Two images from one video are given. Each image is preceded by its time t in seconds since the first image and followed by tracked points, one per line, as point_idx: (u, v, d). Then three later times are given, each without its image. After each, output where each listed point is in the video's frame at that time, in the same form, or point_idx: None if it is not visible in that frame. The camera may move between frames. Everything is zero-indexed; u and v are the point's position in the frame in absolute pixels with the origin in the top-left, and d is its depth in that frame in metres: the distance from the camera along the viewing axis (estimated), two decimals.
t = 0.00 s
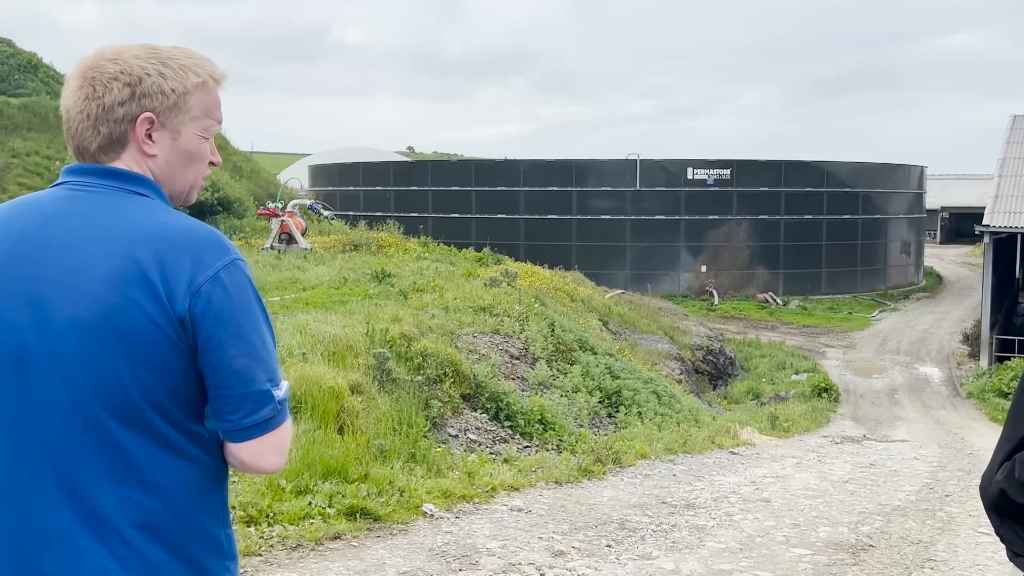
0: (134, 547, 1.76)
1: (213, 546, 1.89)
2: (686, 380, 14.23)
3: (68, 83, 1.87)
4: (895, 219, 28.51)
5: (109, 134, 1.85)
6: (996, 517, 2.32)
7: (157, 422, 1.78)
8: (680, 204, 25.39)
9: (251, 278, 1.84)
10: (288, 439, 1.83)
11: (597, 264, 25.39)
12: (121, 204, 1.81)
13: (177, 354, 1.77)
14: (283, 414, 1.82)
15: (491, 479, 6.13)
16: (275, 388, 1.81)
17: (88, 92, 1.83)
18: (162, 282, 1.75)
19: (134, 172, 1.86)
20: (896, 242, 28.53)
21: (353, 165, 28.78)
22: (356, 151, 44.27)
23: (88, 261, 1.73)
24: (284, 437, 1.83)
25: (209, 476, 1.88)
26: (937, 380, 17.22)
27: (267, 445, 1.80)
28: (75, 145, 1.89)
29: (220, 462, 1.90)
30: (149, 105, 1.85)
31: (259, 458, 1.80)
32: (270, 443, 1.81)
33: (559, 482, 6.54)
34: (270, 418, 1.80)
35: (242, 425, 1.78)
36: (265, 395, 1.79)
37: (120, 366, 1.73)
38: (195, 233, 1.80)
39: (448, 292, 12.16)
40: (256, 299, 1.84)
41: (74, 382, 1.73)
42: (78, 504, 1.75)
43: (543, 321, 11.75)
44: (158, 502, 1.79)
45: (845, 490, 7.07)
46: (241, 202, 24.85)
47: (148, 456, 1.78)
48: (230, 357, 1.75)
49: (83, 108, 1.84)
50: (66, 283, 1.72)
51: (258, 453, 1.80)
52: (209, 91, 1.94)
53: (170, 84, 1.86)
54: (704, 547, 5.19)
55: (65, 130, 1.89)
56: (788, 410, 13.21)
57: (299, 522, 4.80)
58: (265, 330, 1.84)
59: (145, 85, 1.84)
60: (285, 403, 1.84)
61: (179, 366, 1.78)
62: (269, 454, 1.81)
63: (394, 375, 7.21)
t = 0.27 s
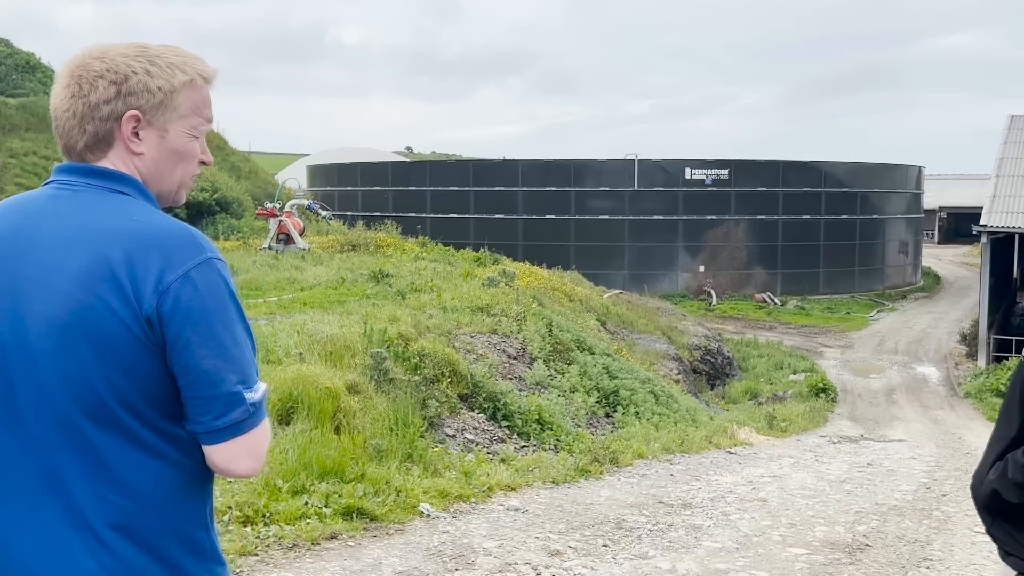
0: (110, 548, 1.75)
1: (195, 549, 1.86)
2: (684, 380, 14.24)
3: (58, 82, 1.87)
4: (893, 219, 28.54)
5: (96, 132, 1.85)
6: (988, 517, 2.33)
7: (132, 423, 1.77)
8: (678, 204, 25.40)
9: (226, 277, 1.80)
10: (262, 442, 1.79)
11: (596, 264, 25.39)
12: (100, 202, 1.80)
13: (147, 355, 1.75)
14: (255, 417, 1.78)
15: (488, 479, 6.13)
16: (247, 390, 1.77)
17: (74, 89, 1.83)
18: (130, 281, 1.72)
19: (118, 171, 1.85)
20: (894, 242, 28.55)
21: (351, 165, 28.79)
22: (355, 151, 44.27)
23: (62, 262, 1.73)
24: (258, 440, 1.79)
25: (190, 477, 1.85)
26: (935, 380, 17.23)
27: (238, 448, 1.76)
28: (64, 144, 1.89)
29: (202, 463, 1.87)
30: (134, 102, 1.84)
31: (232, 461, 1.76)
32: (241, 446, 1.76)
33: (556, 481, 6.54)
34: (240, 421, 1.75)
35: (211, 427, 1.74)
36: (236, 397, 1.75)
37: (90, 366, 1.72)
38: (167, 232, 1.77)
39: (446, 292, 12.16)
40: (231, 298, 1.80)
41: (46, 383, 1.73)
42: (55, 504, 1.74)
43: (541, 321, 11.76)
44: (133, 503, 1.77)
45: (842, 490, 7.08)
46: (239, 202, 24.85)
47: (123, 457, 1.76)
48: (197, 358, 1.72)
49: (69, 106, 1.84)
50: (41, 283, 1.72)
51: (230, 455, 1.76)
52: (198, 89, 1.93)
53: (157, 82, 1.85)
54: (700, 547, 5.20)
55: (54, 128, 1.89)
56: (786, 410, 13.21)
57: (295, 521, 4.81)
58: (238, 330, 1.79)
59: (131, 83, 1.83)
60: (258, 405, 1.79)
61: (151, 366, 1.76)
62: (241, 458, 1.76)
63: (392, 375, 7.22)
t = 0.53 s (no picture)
0: (92, 547, 1.75)
1: (178, 550, 1.86)
2: (678, 380, 14.25)
3: (41, 83, 1.87)
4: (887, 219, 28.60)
5: (77, 130, 1.84)
6: (976, 515, 2.34)
7: (112, 423, 1.77)
8: (673, 204, 25.42)
9: (205, 276, 1.80)
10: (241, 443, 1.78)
11: (590, 264, 25.42)
12: (80, 201, 1.80)
13: (126, 355, 1.75)
14: (235, 416, 1.77)
15: (482, 479, 6.14)
16: (226, 389, 1.76)
17: (55, 88, 1.83)
18: (107, 280, 1.72)
19: (99, 169, 1.85)
20: (888, 242, 28.62)
21: (346, 165, 28.76)
22: (349, 151, 44.23)
23: (43, 262, 1.74)
24: (238, 440, 1.78)
25: (173, 477, 1.85)
26: (928, 379, 17.27)
27: (217, 448, 1.76)
28: (47, 143, 1.89)
29: (184, 463, 1.86)
30: (114, 99, 1.83)
31: (211, 461, 1.76)
32: (220, 446, 1.76)
33: (550, 481, 6.55)
34: (218, 421, 1.75)
35: (189, 427, 1.74)
36: (214, 396, 1.75)
37: (69, 366, 1.73)
38: (145, 230, 1.77)
39: (440, 292, 12.15)
40: (210, 296, 1.80)
41: (27, 383, 1.74)
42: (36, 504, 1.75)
43: (535, 321, 11.77)
44: (114, 502, 1.77)
45: (835, 489, 7.10)
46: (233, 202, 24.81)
47: (104, 457, 1.77)
48: (174, 358, 1.72)
49: (50, 105, 1.84)
50: (23, 284, 1.73)
51: (209, 455, 1.76)
52: (181, 86, 1.92)
53: (137, 79, 1.84)
54: (693, 546, 5.21)
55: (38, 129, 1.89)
56: (780, 410, 13.22)
57: (289, 521, 4.81)
58: (218, 329, 1.79)
59: (110, 80, 1.83)
60: (238, 404, 1.79)
61: (130, 366, 1.76)
62: (220, 458, 1.76)
63: (386, 376, 7.21)
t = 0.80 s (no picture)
0: (75, 547, 1.74)
1: (163, 550, 1.85)
2: (669, 380, 14.27)
3: (23, 81, 1.86)
4: (877, 219, 28.71)
5: (60, 128, 1.84)
6: (961, 512, 2.35)
7: (96, 421, 1.76)
8: (664, 204, 25.46)
9: (189, 275, 1.80)
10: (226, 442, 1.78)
11: (582, 264, 25.44)
12: (64, 199, 1.80)
13: (108, 353, 1.74)
14: (220, 415, 1.77)
15: (472, 479, 6.13)
16: (210, 389, 1.76)
17: (38, 86, 1.82)
18: (89, 279, 1.72)
19: (83, 167, 1.84)
20: (879, 242, 28.73)
21: (337, 165, 28.72)
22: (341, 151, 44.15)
23: (25, 261, 1.73)
24: (222, 440, 1.78)
25: (157, 477, 1.84)
26: (918, 379, 17.33)
27: (201, 447, 1.75)
28: (31, 144, 1.88)
29: (169, 463, 1.86)
30: (96, 97, 1.82)
31: (195, 460, 1.75)
32: (204, 446, 1.75)
33: (541, 481, 6.55)
34: (202, 421, 1.74)
35: (174, 426, 1.73)
36: (198, 395, 1.74)
37: (51, 365, 1.72)
38: (129, 229, 1.76)
39: (431, 292, 12.14)
40: (194, 296, 1.80)
41: (8, 382, 1.73)
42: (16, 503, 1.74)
43: (527, 321, 11.79)
44: (98, 501, 1.76)
45: (825, 488, 7.12)
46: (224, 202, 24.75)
47: (86, 455, 1.76)
48: (158, 357, 1.71)
49: (33, 104, 1.84)
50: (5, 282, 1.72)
51: (193, 455, 1.75)
52: (164, 82, 1.91)
53: (119, 76, 1.84)
54: (684, 545, 5.22)
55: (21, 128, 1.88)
56: (770, 409, 13.25)
57: (278, 522, 4.80)
58: (202, 329, 1.79)
59: (92, 79, 1.82)
60: (222, 404, 1.78)
61: (112, 365, 1.75)
62: (204, 457, 1.75)
63: (376, 376, 7.20)
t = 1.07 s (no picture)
0: (65, 546, 1.74)
1: (154, 550, 1.85)
2: (659, 379, 14.29)
3: (8, 81, 1.85)
4: (866, 219, 28.84)
5: (48, 127, 1.83)
6: (948, 510, 2.37)
7: (86, 422, 1.76)
8: (654, 204, 25.51)
9: (182, 274, 1.79)
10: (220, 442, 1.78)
11: (573, 264, 25.46)
12: (54, 198, 1.79)
13: (99, 353, 1.74)
14: (212, 415, 1.77)
15: (462, 478, 6.13)
16: (203, 389, 1.76)
17: (23, 85, 1.81)
18: (80, 278, 1.71)
19: (72, 166, 1.84)
20: (867, 242, 28.87)
21: (327, 164, 28.67)
22: (331, 150, 44.08)
23: (16, 260, 1.72)
24: (215, 439, 1.78)
25: (147, 477, 1.83)
26: (907, 378, 17.43)
27: (194, 447, 1.75)
28: (19, 143, 1.87)
29: (159, 463, 1.86)
30: (82, 95, 1.81)
31: (188, 460, 1.75)
32: (197, 446, 1.75)
33: (531, 480, 6.56)
34: (194, 421, 1.74)
35: (166, 426, 1.73)
36: (191, 395, 1.74)
37: (42, 365, 1.71)
38: (122, 228, 1.76)
39: (422, 292, 12.12)
40: (187, 295, 1.79)
41: None
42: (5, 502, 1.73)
43: (517, 320, 11.81)
44: (88, 501, 1.76)
45: (813, 487, 7.15)
46: (213, 201, 24.68)
47: (77, 455, 1.75)
48: (150, 356, 1.70)
49: (18, 104, 1.83)
50: None
51: (187, 455, 1.75)
52: (150, 78, 1.89)
53: (105, 73, 1.83)
54: (673, 544, 5.23)
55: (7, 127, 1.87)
56: (760, 409, 13.30)
57: (268, 522, 4.78)
58: (194, 328, 1.78)
59: (78, 77, 1.81)
60: (214, 404, 1.78)
61: (104, 365, 1.75)
62: (197, 457, 1.75)
63: (366, 375, 7.19)
